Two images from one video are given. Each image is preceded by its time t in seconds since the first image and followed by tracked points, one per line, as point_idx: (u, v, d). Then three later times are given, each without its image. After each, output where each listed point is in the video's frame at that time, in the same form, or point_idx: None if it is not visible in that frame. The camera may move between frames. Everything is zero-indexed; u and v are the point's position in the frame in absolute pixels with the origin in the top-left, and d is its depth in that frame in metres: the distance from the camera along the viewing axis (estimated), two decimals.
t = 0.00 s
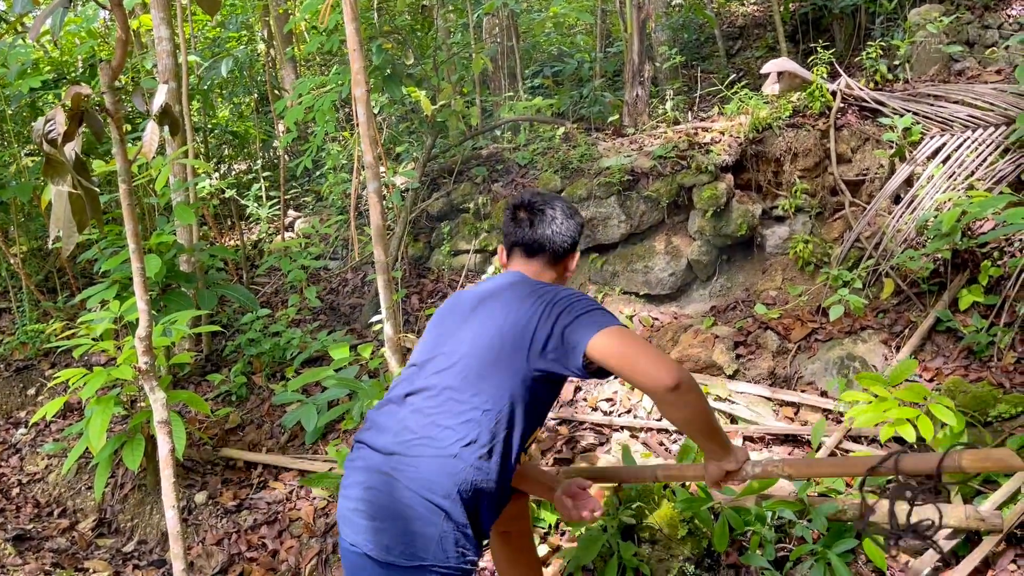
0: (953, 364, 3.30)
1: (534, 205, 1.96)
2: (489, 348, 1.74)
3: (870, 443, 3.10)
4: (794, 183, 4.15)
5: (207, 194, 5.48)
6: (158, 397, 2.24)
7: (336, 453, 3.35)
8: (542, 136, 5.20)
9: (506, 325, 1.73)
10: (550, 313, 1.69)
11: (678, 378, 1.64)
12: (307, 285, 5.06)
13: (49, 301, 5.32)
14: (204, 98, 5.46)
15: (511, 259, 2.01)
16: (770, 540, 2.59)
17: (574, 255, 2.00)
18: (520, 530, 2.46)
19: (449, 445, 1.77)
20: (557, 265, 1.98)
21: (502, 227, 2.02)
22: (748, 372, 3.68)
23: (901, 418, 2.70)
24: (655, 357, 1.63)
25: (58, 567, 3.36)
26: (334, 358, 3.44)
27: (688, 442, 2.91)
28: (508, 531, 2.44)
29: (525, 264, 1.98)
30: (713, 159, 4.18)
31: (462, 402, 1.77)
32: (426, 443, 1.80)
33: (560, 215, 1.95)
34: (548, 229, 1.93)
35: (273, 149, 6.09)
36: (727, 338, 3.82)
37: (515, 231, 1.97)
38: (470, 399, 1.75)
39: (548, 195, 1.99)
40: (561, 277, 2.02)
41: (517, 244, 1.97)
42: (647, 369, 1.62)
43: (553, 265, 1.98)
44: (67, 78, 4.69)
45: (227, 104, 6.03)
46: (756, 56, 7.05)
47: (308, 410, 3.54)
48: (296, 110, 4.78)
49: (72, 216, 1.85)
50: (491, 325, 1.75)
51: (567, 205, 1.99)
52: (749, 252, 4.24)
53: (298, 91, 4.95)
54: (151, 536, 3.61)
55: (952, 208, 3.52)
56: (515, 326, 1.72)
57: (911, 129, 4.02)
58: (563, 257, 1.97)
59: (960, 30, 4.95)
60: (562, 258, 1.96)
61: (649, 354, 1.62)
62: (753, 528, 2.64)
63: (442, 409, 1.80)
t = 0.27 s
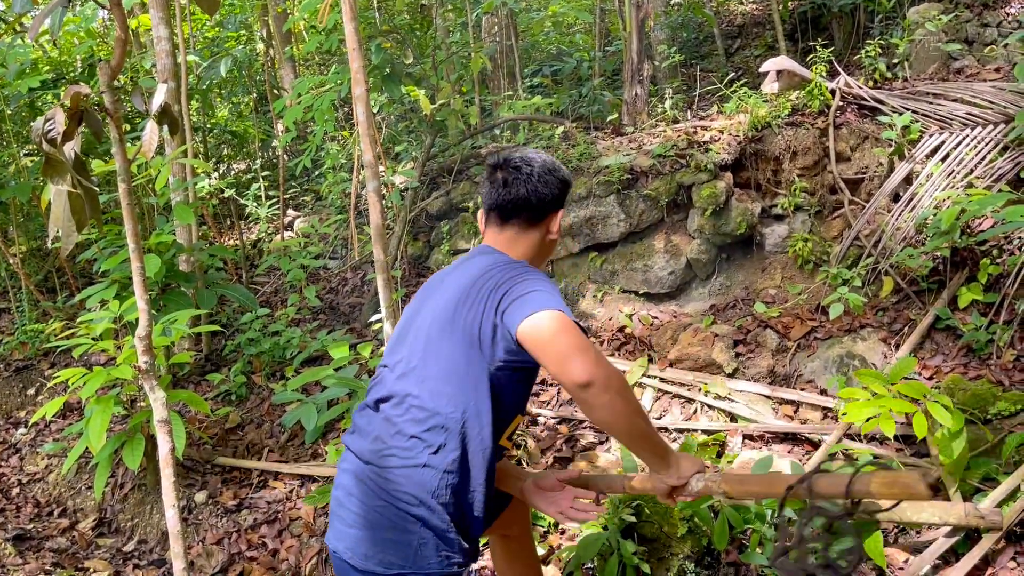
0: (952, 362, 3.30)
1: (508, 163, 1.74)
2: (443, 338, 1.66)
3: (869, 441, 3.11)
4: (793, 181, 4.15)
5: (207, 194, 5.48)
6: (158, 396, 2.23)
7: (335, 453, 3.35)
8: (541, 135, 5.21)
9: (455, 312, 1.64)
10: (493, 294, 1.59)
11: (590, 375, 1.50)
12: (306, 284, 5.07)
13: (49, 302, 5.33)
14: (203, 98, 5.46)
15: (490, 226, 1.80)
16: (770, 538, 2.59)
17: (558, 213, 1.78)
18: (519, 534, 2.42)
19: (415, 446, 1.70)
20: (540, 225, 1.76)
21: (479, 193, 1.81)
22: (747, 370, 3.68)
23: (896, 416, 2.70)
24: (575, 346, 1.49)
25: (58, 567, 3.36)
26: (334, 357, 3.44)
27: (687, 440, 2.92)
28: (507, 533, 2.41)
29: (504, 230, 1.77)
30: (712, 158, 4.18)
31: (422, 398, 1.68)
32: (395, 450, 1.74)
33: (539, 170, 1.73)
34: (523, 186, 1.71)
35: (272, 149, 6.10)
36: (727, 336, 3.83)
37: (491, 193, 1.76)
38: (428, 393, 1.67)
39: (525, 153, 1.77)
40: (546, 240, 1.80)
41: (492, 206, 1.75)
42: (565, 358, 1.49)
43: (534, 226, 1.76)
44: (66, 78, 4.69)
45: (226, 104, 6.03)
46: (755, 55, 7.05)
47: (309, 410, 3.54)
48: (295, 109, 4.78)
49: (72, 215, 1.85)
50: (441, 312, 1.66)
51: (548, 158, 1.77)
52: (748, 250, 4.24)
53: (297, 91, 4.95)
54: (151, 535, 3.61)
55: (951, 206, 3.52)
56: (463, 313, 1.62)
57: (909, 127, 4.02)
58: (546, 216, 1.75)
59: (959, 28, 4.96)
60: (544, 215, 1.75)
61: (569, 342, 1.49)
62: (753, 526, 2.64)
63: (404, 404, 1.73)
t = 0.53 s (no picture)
0: (953, 361, 3.30)
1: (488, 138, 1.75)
2: (394, 340, 1.64)
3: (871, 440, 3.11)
4: (795, 181, 4.15)
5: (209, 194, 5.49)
6: (161, 396, 2.23)
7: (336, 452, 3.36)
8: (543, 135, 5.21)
9: (403, 311, 1.62)
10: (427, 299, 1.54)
11: (467, 402, 1.39)
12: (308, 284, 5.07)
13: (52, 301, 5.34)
14: (205, 98, 5.47)
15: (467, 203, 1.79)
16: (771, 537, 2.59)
17: (536, 194, 1.73)
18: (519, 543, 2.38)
19: (385, 458, 1.69)
20: (513, 206, 1.73)
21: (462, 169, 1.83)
22: (749, 370, 3.68)
23: (900, 416, 2.71)
24: (466, 364, 1.39)
25: (61, 566, 3.37)
26: (335, 356, 3.45)
27: (688, 440, 2.91)
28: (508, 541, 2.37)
29: (476, 207, 1.75)
30: (714, 157, 4.18)
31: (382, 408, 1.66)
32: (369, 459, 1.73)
33: (514, 147, 1.71)
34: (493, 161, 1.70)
35: (274, 149, 6.11)
36: (728, 336, 3.83)
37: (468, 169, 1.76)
38: (383, 396, 1.66)
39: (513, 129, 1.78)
40: (519, 224, 1.75)
41: (466, 182, 1.75)
42: (453, 374, 1.40)
43: (506, 207, 1.73)
44: (68, 78, 4.70)
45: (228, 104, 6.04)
46: (757, 54, 7.05)
47: (310, 409, 3.55)
48: (297, 109, 4.78)
49: (74, 216, 1.85)
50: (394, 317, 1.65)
51: (533, 138, 1.76)
52: (749, 250, 4.24)
53: (299, 91, 4.95)
54: (154, 534, 3.62)
55: (953, 205, 3.52)
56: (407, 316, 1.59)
57: (911, 126, 4.01)
58: (517, 196, 1.71)
59: (961, 27, 4.96)
60: (515, 195, 1.71)
61: (464, 360, 1.40)
62: (754, 525, 2.64)
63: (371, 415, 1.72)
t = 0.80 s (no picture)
0: (960, 362, 3.29)
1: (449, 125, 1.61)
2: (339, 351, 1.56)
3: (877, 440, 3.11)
4: (800, 181, 4.14)
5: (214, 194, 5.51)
6: (168, 395, 2.25)
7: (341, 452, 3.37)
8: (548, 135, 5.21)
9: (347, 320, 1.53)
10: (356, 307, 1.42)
11: (309, 464, 1.22)
12: (313, 284, 5.09)
13: (58, 302, 5.36)
14: (211, 99, 5.48)
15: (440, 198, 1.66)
16: (777, 537, 2.59)
17: (494, 181, 1.54)
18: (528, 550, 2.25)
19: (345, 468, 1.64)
20: (469, 199, 1.56)
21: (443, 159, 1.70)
22: (754, 370, 3.69)
23: (903, 415, 2.69)
24: (328, 414, 1.23)
25: (68, 565, 3.38)
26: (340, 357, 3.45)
27: (694, 440, 2.91)
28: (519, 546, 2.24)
29: (438, 203, 1.61)
30: (719, 157, 4.17)
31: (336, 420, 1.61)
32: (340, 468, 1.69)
33: (467, 132, 1.55)
34: (445, 150, 1.56)
35: (279, 149, 6.12)
36: (733, 336, 3.83)
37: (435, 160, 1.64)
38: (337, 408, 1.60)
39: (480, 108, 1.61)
40: (479, 219, 1.57)
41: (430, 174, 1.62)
42: (313, 425, 1.24)
43: (462, 200, 1.56)
44: (74, 79, 4.71)
45: (233, 105, 6.05)
46: (762, 54, 7.04)
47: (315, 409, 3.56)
48: (303, 110, 4.79)
49: (82, 216, 1.86)
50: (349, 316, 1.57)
51: (492, 118, 1.57)
52: (755, 250, 4.23)
53: (304, 91, 4.96)
54: (161, 534, 3.63)
55: (959, 205, 3.51)
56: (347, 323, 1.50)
57: (917, 126, 4.01)
58: (469, 187, 1.54)
59: (966, 27, 4.95)
60: (465, 185, 1.54)
61: (326, 404, 1.24)
62: (760, 525, 2.64)
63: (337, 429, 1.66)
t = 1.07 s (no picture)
0: (970, 363, 3.27)
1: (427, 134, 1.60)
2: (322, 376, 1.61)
3: (887, 442, 3.10)
4: (809, 182, 4.13)
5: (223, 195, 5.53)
6: (178, 395, 2.22)
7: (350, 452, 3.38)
8: (556, 136, 5.21)
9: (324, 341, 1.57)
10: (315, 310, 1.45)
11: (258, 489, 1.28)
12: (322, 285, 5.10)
13: (69, 302, 5.39)
14: (220, 100, 5.50)
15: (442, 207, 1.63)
16: (786, 538, 2.59)
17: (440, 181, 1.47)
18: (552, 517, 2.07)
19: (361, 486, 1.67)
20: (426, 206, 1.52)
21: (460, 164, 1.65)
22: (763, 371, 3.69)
23: (915, 417, 2.69)
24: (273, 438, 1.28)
25: (79, 564, 3.40)
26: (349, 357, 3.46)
27: (702, 441, 2.90)
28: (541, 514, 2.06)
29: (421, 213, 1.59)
30: (728, 158, 4.16)
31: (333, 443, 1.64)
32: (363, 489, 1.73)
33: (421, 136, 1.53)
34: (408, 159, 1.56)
35: (287, 150, 6.14)
36: (742, 337, 3.82)
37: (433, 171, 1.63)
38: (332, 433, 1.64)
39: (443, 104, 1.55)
40: (440, 222, 1.50)
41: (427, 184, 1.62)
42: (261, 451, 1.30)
43: (423, 205, 1.52)
44: (84, 81, 4.74)
45: (242, 106, 6.08)
46: (771, 54, 7.03)
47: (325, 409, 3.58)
48: (311, 111, 4.80)
49: (95, 217, 1.87)
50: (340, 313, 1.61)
51: (442, 116, 1.51)
52: (764, 251, 4.23)
53: (313, 92, 4.97)
54: (171, 533, 3.65)
55: (969, 205, 3.50)
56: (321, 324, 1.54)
57: (927, 127, 3.99)
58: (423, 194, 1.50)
59: (977, 27, 4.93)
60: (420, 190, 1.50)
61: (269, 431, 1.29)
62: (769, 526, 2.64)
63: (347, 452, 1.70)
